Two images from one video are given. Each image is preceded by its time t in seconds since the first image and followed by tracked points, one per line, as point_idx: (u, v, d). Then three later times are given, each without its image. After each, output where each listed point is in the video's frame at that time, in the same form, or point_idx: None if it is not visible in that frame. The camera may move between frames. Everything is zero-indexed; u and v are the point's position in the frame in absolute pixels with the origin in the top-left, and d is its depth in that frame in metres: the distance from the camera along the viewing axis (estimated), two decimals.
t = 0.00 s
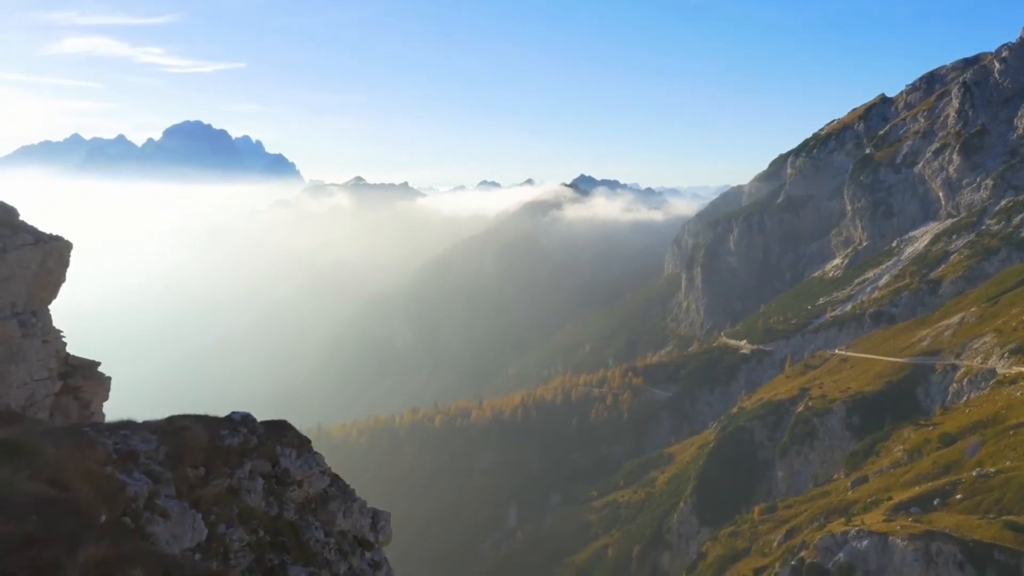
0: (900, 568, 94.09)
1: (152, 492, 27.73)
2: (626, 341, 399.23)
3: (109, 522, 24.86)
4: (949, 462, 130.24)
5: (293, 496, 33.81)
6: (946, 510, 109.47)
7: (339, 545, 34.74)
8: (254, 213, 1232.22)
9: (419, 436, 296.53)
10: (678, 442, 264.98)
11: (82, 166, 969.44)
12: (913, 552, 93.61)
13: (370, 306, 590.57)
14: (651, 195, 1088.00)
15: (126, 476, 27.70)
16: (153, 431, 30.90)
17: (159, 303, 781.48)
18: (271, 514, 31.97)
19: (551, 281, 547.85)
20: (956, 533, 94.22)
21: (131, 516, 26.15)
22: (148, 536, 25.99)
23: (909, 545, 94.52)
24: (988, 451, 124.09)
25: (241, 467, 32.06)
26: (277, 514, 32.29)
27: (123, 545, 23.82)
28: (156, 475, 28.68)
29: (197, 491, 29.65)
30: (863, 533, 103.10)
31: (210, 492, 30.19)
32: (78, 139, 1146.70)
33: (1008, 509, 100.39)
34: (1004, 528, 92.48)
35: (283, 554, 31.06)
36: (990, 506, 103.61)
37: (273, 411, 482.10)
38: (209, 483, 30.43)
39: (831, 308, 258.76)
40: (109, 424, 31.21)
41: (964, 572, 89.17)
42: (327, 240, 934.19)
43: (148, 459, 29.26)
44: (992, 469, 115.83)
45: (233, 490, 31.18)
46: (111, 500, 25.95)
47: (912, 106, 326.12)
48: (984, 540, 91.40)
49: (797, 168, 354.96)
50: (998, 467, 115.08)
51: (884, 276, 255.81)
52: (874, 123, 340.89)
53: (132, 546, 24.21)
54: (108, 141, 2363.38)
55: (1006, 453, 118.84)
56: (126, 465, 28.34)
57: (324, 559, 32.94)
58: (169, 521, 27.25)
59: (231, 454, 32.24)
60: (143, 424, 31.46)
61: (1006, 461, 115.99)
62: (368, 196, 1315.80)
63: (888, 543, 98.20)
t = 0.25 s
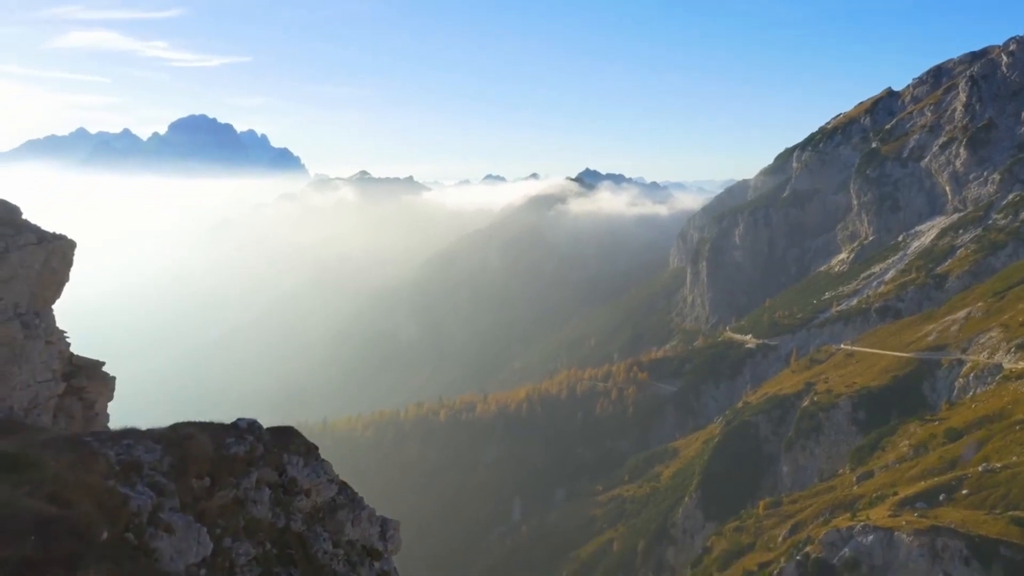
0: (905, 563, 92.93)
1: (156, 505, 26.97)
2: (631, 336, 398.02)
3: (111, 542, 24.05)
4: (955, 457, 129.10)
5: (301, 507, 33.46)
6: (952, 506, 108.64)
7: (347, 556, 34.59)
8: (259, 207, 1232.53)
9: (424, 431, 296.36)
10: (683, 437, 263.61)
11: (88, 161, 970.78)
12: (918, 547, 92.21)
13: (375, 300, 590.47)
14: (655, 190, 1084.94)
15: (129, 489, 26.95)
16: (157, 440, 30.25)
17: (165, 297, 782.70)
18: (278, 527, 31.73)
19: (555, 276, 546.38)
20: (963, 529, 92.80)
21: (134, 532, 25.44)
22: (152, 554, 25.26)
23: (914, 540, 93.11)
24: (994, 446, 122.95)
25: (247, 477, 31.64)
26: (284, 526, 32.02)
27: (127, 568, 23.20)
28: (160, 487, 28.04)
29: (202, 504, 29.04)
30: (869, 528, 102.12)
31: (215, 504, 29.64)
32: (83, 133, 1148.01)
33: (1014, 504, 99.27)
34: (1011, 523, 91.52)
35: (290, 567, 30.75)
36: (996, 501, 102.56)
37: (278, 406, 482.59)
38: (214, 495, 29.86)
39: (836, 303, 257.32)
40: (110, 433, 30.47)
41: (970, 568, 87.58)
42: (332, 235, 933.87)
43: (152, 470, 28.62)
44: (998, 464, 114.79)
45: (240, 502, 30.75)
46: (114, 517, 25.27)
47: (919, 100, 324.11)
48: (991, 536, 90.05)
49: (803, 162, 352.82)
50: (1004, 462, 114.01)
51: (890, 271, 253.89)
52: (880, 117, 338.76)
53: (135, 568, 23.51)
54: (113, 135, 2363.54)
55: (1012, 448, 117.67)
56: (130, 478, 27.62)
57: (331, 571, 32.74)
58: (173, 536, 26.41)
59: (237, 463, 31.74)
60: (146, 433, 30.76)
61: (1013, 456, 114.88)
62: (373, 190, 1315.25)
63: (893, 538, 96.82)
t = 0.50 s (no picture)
0: (912, 560, 92.82)
1: (160, 521, 26.42)
2: (636, 331, 397.09)
3: (112, 561, 23.34)
4: (962, 454, 127.83)
5: (309, 518, 32.80)
6: (958, 502, 107.86)
7: (357, 568, 34.05)
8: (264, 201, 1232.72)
9: (429, 425, 296.66)
10: (688, 432, 262.75)
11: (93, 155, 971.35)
12: (926, 545, 91.88)
13: (380, 295, 590.54)
14: (661, 184, 1082.64)
15: (132, 505, 26.21)
16: (162, 451, 29.64)
17: (171, 291, 784.63)
18: (286, 540, 31.12)
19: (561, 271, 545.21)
20: (969, 525, 91.70)
21: (138, 550, 24.78)
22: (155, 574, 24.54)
23: (921, 537, 92.79)
24: (1000, 442, 121.93)
25: (254, 488, 31.08)
26: (292, 539, 31.40)
27: None
28: (164, 501, 27.37)
29: (207, 517, 28.38)
30: (875, 524, 101.54)
31: (220, 518, 29.03)
32: (89, 128, 1149.88)
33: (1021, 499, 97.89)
34: (1017, 520, 90.50)
35: None
36: (1003, 497, 101.42)
37: (284, 401, 483.34)
38: (220, 508, 29.23)
39: (843, 298, 255.92)
40: (113, 443, 29.98)
41: (976, 564, 86.83)
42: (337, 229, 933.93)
43: (156, 483, 28.00)
44: (1005, 460, 113.61)
45: (247, 514, 30.26)
46: (116, 534, 24.53)
47: (926, 94, 321.47)
48: (996, 532, 88.86)
49: (809, 157, 350.53)
50: (1012, 458, 112.80)
51: (896, 266, 252.15)
52: (887, 111, 336.07)
53: None
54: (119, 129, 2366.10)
55: (1019, 444, 116.41)
56: (132, 493, 26.89)
57: None
58: (178, 553, 25.74)
59: (244, 474, 31.23)
60: (150, 444, 30.21)
61: (1020, 452, 113.58)
62: (378, 184, 1315.06)
63: (899, 534, 96.23)
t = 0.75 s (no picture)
0: (917, 556, 91.59)
1: (165, 539, 25.76)
2: (641, 327, 395.94)
3: None
4: (968, 450, 126.61)
5: (317, 532, 32.36)
6: (965, 499, 106.66)
7: None
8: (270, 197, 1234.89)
9: (434, 420, 296.42)
10: (694, 428, 262.11)
11: (98, 151, 973.03)
12: (931, 540, 90.75)
13: (385, 291, 590.64)
14: (666, 180, 1080.76)
15: (137, 523, 25.55)
16: (167, 467, 29.14)
17: (177, 287, 786.17)
18: (296, 555, 30.47)
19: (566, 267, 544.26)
20: (975, 522, 90.89)
21: (140, 571, 23.96)
22: None
23: (926, 533, 91.69)
24: (1007, 438, 120.61)
25: (261, 502, 30.60)
26: (301, 554, 30.73)
27: None
28: (169, 518, 26.80)
29: (214, 534, 27.73)
30: (880, 521, 100.41)
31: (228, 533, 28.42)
32: (95, 124, 1151.96)
33: None
34: None
35: None
36: (1009, 494, 100.15)
37: (289, 396, 484.06)
38: (227, 524, 28.65)
39: (849, 294, 254.40)
40: (117, 457, 29.48)
41: (983, 561, 85.91)
42: (343, 226, 934.40)
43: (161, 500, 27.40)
44: (1011, 457, 112.32)
45: (254, 529, 29.68)
46: (120, 554, 23.81)
47: (932, 90, 319.33)
48: (1003, 529, 88.16)
49: (815, 153, 348.45)
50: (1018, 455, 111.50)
51: (902, 262, 250.40)
52: (894, 107, 333.76)
53: None
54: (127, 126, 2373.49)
55: None
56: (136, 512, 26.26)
57: None
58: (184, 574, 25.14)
59: (251, 487, 30.75)
60: (155, 456, 29.78)
61: None
62: (384, 180, 1315.42)
63: (905, 531, 95.19)
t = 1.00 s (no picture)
0: (922, 553, 90.89)
1: (170, 559, 25.26)
2: (646, 323, 395.05)
3: None
4: (975, 447, 125.40)
5: (326, 548, 31.73)
6: (971, 496, 105.57)
7: None
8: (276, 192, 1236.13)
9: (439, 415, 296.13)
10: (698, 424, 261.26)
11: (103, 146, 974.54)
12: (936, 538, 89.99)
13: (390, 286, 590.49)
14: (672, 175, 1078.12)
15: (141, 543, 25.02)
16: (173, 481, 28.58)
17: (183, 283, 787.92)
18: (304, 572, 29.86)
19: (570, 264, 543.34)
20: (981, 519, 90.17)
21: None
22: None
23: (932, 531, 90.91)
24: (1014, 435, 119.47)
25: (269, 518, 29.98)
26: (308, 571, 30.08)
27: None
28: (175, 536, 26.34)
29: (219, 554, 27.13)
30: (886, 518, 99.47)
31: (234, 552, 27.93)
32: (100, 120, 1153.53)
33: None
34: None
35: None
36: (1016, 492, 99.00)
37: (295, 391, 484.76)
38: (234, 540, 28.20)
39: (854, 290, 252.93)
40: (121, 470, 28.98)
41: (990, 559, 85.45)
42: (348, 221, 934.46)
43: (166, 516, 27.00)
44: (1017, 454, 111.26)
45: (262, 545, 29.13)
46: None
47: (940, 85, 316.79)
48: (1011, 527, 87.47)
49: (821, 148, 346.23)
50: None
51: (908, 259, 248.74)
52: (900, 102, 331.32)
53: None
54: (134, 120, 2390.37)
55: None
56: (139, 530, 25.76)
57: None
58: None
59: (259, 501, 30.19)
60: (161, 470, 29.26)
61: None
62: (389, 175, 1314.97)
63: (910, 528, 94.38)
